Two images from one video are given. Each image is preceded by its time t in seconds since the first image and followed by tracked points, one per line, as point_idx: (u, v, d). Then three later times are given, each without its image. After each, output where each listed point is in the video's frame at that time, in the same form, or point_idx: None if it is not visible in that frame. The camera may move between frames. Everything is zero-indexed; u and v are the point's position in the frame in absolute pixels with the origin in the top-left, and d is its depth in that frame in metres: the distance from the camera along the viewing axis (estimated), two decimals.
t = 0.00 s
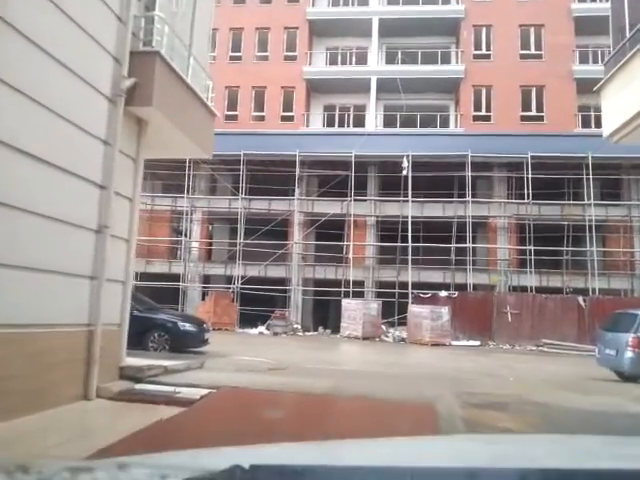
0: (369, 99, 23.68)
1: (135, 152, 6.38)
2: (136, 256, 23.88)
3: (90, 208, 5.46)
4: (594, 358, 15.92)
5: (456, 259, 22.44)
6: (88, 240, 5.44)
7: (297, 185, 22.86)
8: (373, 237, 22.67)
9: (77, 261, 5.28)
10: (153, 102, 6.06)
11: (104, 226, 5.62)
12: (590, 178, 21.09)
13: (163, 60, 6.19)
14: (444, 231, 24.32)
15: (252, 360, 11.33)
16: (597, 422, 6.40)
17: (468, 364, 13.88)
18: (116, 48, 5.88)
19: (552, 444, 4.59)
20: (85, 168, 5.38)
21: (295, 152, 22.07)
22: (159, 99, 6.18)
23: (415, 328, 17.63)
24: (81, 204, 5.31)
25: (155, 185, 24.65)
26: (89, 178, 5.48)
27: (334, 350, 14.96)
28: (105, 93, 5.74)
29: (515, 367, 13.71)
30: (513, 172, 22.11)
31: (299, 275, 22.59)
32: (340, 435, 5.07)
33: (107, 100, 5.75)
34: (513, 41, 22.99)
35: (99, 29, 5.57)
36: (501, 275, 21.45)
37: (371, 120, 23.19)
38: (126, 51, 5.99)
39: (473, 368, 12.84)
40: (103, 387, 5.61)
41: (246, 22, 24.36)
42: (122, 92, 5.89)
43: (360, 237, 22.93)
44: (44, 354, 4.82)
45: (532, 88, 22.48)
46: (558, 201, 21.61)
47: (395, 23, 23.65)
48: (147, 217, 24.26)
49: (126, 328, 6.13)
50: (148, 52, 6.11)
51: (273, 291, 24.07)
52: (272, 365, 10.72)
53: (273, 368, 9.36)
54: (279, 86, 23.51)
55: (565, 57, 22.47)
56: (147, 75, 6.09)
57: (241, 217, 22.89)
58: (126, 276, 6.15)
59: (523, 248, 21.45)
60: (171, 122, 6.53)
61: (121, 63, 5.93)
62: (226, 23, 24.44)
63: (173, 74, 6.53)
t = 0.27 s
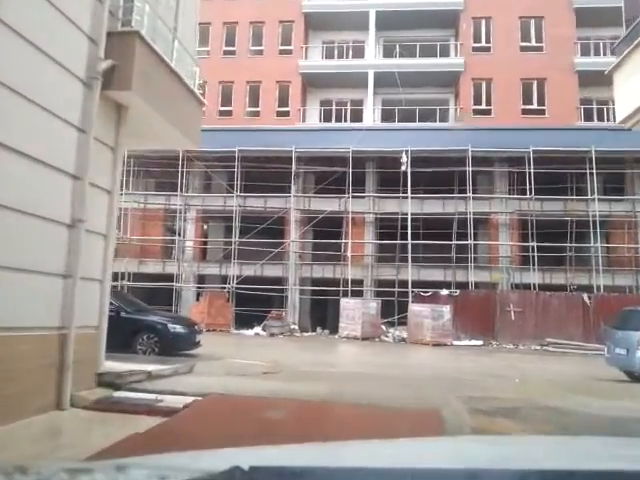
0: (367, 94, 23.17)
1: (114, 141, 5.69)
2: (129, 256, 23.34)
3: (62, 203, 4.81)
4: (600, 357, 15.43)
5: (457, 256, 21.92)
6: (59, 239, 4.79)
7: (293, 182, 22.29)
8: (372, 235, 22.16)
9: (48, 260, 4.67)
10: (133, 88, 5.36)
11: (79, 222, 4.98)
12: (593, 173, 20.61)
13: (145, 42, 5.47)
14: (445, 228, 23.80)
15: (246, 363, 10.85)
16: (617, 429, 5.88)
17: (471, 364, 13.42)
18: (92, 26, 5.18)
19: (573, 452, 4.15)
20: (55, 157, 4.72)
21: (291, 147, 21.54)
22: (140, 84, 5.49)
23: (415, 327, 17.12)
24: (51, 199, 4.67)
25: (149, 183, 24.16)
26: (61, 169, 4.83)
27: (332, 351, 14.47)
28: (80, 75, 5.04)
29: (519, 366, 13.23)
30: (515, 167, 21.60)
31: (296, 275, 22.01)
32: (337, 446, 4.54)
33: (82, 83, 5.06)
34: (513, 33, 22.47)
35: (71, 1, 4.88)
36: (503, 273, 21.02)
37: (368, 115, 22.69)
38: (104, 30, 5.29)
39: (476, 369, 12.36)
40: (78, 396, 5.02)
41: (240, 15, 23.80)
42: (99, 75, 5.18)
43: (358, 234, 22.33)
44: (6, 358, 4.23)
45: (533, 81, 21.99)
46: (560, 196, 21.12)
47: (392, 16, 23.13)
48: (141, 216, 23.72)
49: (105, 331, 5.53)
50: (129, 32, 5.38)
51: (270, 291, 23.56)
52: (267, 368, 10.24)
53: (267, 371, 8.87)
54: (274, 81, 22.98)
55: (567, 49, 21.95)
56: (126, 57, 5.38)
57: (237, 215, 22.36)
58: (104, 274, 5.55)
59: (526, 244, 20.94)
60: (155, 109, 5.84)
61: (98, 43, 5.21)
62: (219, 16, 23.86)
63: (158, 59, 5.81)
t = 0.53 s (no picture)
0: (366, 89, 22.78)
1: (94, 127, 5.29)
2: (125, 255, 22.95)
3: (34, 191, 4.42)
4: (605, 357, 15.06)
5: (458, 254, 21.55)
6: (31, 230, 4.41)
7: (292, 179, 21.86)
8: (372, 233, 21.84)
9: (18, 253, 4.28)
10: (113, 69, 4.98)
11: (53, 212, 4.59)
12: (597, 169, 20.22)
13: (126, 19, 5.09)
14: (446, 226, 23.40)
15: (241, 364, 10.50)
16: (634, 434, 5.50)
17: (473, 365, 13.05)
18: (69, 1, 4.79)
19: (590, 455, 3.85)
20: (27, 141, 4.34)
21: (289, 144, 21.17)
22: (121, 65, 5.11)
23: (416, 327, 16.75)
24: (21, 186, 4.28)
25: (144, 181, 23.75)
26: (33, 154, 4.44)
27: (330, 351, 14.11)
28: (54, 53, 4.66)
29: (523, 367, 12.88)
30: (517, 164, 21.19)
31: (294, 273, 21.54)
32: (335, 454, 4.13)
33: (56, 62, 4.67)
34: (515, 27, 22.09)
35: None
36: (504, 271, 20.63)
37: (368, 110, 22.30)
38: (81, 5, 4.89)
39: (478, 370, 12.01)
40: (51, 403, 4.60)
41: (237, 9, 23.40)
42: (76, 54, 4.80)
43: (358, 232, 22.06)
44: None
45: (535, 76, 21.60)
46: (563, 193, 20.79)
47: (392, 10, 22.74)
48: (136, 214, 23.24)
49: (83, 332, 5.13)
50: (108, 9, 4.99)
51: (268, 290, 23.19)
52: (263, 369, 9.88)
53: (263, 373, 8.52)
54: (272, 76, 22.59)
55: (570, 44, 21.61)
56: (106, 35, 4.99)
57: (234, 213, 21.93)
58: (83, 270, 5.16)
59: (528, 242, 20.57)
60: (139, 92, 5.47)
61: (75, 19, 4.82)
62: (216, 10, 23.44)
63: (140, 38, 5.43)
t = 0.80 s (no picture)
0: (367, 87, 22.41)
1: (73, 112, 4.91)
2: (122, 255, 22.59)
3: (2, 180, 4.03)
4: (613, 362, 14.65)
5: (460, 256, 21.16)
6: None
7: (291, 178, 21.44)
8: (373, 233, 21.46)
9: None
10: (94, 49, 4.59)
11: (24, 204, 4.21)
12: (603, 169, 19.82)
13: None
14: (448, 227, 22.99)
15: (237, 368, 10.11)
16: None
17: (477, 370, 12.67)
18: None
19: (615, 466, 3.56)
20: None
21: (289, 142, 20.79)
22: (103, 45, 4.73)
23: (418, 330, 16.35)
24: None
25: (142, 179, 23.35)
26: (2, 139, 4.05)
27: (330, 355, 13.73)
28: (27, 30, 4.27)
29: (529, 372, 12.49)
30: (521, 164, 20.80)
31: (293, 275, 21.14)
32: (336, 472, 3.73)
33: (29, 39, 4.29)
34: (519, 24, 21.71)
35: None
36: (508, 273, 20.22)
37: (369, 109, 21.92)
38: None
39: (483, 375, 11.64)
40: (21, 414, 4.19)
41: (236, 6, 23.04)
42: (53, 32, 4.41)
43: (358, 233, 21.64)
44: None
45: (540, 74, 21.21)
46: (568, 194, 20.39)
47: (394, 8, 22.38)
48: (133, 213, 22.91)
49: (59, 335, 4.76)
50: None
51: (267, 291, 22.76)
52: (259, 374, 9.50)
53: (259, 379, 8.13)
54: (271, 74, 22.22)
55: (576, 42, 21.16)
56: (87, 13, 4.58)
57: (232, 212, 21.53)
58: (60, 268, 4.79)
59: (532, 244, 20.18)
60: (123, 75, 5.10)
61: None
62: (215, 7, 23.09)
63: (126, 18, 5.06)
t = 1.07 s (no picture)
0: (367, 85, 22.05)
1: (48, 97, 4.67)
2: (117, 255, 22.23)
3: None
4: (620, 365, 14.27)
5: (462, 256, 20.76)
6: None
7: (289, 177, 21.02)
8: (373, 233, 21.10)
9: None
10: (68, 25, 4.31)
11: None
12: (607, 168, 19.45)
13: None
14: (449, 227, 22.61)
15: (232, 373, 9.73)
16: None
17: (481, 373, 12.29)
18: None
19: (638, 478, 3.08)
20: None
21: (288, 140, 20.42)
22: (79, 21, 4.43)
23: (419, 332, 15.96)
24: None
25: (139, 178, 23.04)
26: None
27: (328, 358, 13.35)
28: None
29: (534, 375, 12.12)
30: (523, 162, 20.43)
31: (292, 275, 20.76)
32: None
33: None
34: (522, 20, 21.33)
35: None
36: (511, 274, 19.84)
37: (369, 107, 21.55)
38: None
39: (486, 379, 11.27)
40: None
41: (234, 2, 22.66)
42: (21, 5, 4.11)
43: (358, 233, 21.27)
44: None
45: (543, 71, 20.83)
46: (571, 193, 20.02)
47: (394, 4, 22.02)
48: (129, 212, 22.54)
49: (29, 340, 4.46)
50: None
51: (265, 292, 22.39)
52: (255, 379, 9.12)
53: (253, 385, 7.75)
54: (270, 70, 21.85)
55: (579, 38, 20.77)
56: None
57: (230, 212, 21.13)
58: (31, 267, 4.49)
59: (535, 244, 19.80)
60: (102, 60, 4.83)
61: None
62: (212, 3, 22.71)
63: None
